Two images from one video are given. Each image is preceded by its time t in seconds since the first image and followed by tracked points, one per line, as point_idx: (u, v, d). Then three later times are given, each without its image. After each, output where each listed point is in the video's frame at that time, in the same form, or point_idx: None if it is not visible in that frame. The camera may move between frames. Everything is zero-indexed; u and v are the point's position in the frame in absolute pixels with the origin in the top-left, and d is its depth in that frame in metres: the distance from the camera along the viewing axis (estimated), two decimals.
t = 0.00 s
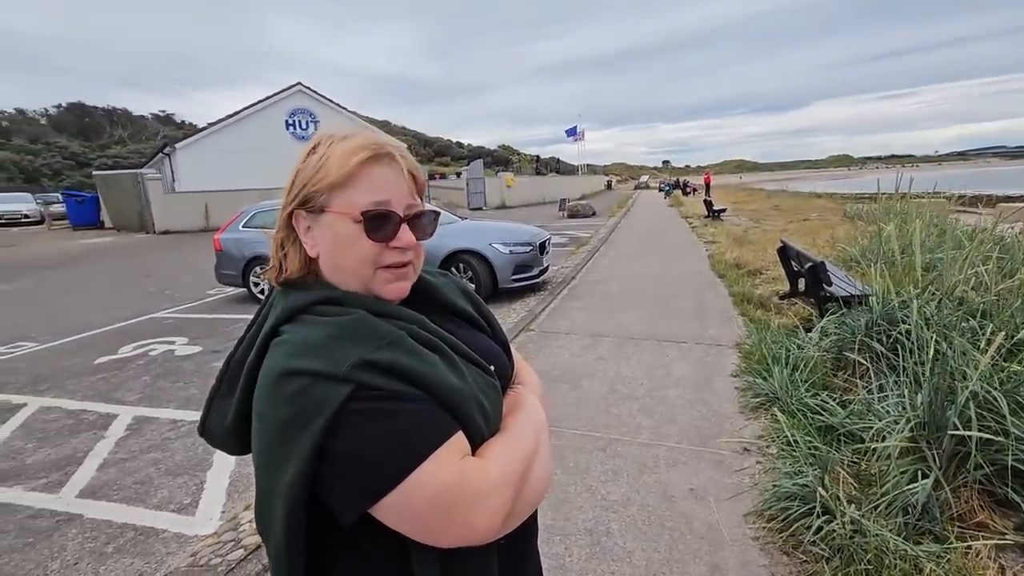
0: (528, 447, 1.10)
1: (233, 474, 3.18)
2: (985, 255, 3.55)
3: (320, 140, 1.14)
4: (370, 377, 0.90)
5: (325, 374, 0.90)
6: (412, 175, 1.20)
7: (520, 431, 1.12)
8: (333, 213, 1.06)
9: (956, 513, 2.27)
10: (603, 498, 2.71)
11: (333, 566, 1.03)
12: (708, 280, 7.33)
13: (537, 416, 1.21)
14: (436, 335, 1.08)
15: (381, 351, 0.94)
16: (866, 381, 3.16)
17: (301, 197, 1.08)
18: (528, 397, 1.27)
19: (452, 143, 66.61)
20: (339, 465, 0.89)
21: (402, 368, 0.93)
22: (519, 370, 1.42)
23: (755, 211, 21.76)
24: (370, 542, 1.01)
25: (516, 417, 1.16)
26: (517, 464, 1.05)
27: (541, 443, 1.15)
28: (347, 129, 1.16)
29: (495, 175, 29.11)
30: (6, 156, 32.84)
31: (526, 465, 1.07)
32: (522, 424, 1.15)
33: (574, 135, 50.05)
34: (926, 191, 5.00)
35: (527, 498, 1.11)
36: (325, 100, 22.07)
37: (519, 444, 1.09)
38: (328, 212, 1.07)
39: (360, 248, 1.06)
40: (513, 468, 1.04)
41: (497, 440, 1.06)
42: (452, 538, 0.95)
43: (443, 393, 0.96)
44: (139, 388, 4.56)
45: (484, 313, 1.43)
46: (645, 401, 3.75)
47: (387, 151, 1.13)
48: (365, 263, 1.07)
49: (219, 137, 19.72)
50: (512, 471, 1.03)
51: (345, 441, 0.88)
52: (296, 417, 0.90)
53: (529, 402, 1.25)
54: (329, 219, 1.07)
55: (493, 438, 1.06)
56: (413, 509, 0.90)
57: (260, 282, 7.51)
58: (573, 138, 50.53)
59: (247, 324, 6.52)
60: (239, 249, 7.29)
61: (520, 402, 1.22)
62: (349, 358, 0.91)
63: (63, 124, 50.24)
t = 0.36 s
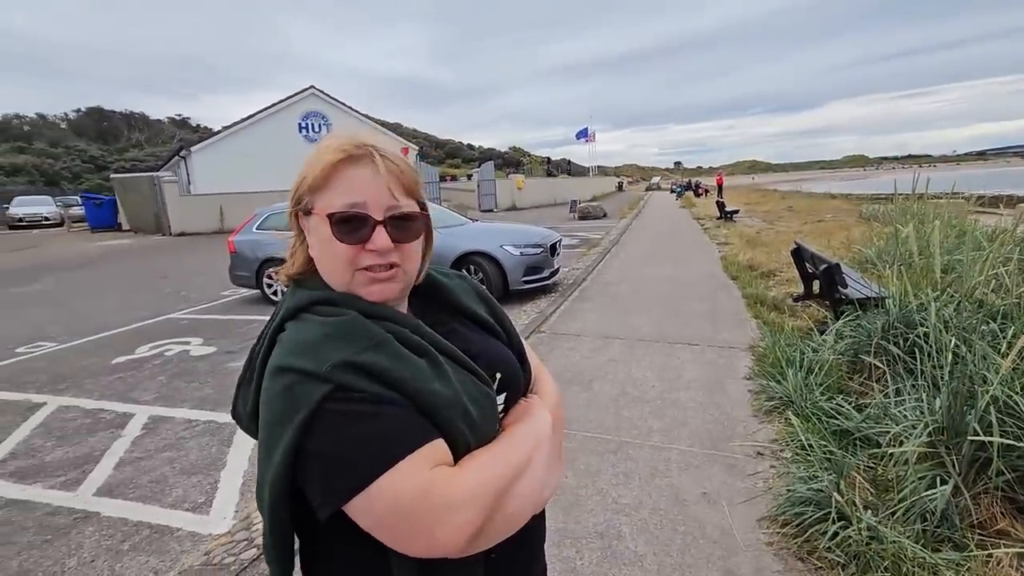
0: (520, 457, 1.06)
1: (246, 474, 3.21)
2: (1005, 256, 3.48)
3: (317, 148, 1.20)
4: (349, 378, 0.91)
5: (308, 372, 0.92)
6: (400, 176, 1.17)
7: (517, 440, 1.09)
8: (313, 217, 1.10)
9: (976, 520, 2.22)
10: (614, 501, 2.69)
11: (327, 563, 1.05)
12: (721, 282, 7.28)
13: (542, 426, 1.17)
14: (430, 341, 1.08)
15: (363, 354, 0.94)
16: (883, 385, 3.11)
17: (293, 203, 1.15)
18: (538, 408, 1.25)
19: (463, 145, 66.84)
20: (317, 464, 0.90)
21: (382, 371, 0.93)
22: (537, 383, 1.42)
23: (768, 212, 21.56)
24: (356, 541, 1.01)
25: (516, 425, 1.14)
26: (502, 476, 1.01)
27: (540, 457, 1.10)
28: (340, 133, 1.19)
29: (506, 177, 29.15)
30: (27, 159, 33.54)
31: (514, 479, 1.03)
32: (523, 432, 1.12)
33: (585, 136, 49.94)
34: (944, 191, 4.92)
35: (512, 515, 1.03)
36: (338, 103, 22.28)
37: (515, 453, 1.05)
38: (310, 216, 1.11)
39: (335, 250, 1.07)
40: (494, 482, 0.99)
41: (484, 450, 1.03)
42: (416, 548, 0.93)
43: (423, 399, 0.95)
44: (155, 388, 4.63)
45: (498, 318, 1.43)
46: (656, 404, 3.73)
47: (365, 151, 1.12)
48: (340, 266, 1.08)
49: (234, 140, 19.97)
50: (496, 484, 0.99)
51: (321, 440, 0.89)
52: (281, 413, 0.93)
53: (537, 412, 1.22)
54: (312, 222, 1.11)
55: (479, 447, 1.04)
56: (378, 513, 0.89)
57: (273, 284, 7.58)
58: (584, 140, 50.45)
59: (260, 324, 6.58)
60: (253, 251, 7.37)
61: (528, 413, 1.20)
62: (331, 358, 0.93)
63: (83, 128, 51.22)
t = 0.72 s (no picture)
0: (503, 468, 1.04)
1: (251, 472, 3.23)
2: (1014, 258, 3.45)
3: (329, 148, 1.17)
4: (330, 376, 0.92)
5: (293, 368, 0.94)
6: (417, 182, 1.18)
7: (503, 448, 1.07)
8: (335, 222, 1.09)
9: (982, 524, 2.20)
10: (618, 502, 2.69)
11: (317, 554, 1.07)
12: (726, 283, 7.25)
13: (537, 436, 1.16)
14: (421, 343, 1.07)
15: (346, 353, 0.94)
16: (889, 387, 3.09)
17: (308, 205, 1.13)
18: (537, 417, 1.24)
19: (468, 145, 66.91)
20: (296, 458, 0.92)
21: (363, 372, 0.93)
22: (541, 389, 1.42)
23: (773, 213, 21.47)
24: (337, 535, 1.02)
25: (508, 433, 1.13)
26: (479, 486, 0.99)
27: (526, 466, 1.08)
28: (355, 135, 1.18)
29: (512, 177, 29.16)
30: (37, 158, 33.86)
31: (493, 489, 1.01)
32: (517, 440, 1.11)
33: (590, 136, 49.85)
34: (952, 192, 4.88)
35: (486, 528, 1.02)
36: (344, 103, 22.36)
37: (503, 461, 1.04)
38: (331, 221, 1.09)
39: (359, 256, 1.08)
40: (470, 491, 0.97)
41: (466, 457, 1.01)
42: (383, 550, 0.94)
43: (403, 402, 0.95)
44: (161, 386, 4.66)
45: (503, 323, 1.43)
46: (661, 405, 3.72)
47: (388, 158, 1.13)
48: (365, 272, 1.09)
49: (241, 140, 20.07)
50: (474, 493, 0.98)
51: (301, 436, 0.91)
52: (268, 406, 0.95)
53: (535, 421, 1.21)
54: (333, 227, 1.09)
55: (460, 453, 1.03)
56: (345, 511, 0.91)
57: (279, 283, 7.62)
58: (589, 139, 50.37)
59: (265, 323, 6.61)
60: (259, 250, 7.40)
61: (525, 421, 1.20)
62: (315, 355, 0.94)
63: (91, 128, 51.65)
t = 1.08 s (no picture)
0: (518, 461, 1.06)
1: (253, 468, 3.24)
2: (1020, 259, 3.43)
3: (331, 144, 1.16)
4: (343, 380, 0.92)
5: (302, 374, 0.93)
6: (421, 182, 1.20)
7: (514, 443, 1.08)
8: (341, 220, 1.08)
9: (986, 526, 2.19)
10: (619, 501, 2.69)
11: (325, 558, 1.06)
12: (729, 283, 7.23)
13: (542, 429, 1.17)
14: (427, 341, 1.07)
15: (357, 355, 0.94)
16: (892, 388, 3.08)
17: (309, 203, 1.11)
18: (536, 410, 1.24)
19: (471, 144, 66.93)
20: (310, 466, 0.91)
21: (377, 374, 0.94)
22: (534, 383, 1.42)
23: (777, 213, 21.36)
24: (352, 542, 1.02)
25: (514, 427, 1.13)
26: (499, 481, 1.01)
27: (537, 460, 1.10)
28: (358, 132, 1.17)
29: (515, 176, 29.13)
30: (42, 155, 33.99)
31: (510, 483, 1.03)
32: (522, 434, 1.12)
33: (593, 135, 49.79)
34: (958, 192, 4.85)
35: (513, 519, 1.03)
36: (348, 101, 22.38)
37: (514, 455, 1.05)
38: (337, 219, 1.09)
39: (368, 255, 1.08)
40: (490, 487, 0.99)
41: (481, 454, 1.02)
42: (412, 552, 0.95)
43: (418, 403, 0.95)
44: (164, 383, 4.68)
45: (496, 317, 1.42)
46: (663, 404, 3.71)
47: (398, 157, 1.13)
48: (372, 270, 1.09)
49: (245, 138, 20.12)
50: (493, 487, 1.00)
51: (316, 443, 0.90)
52: (276, 414, 0.93)
53: (536, 414, 1.22)
54: (338, 226, 1.09)
55: (476, 449, 1.04)
56: (371, 516, 0.91)
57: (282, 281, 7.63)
58: (593, 139, 50.26)
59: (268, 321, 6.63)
60: (262, 247, 7.41)
61: (526, 416, 1.20)
62: (325, 360, 0.93)
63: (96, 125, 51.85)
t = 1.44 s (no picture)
0: (532, 460, 1.08)
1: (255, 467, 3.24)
2: None
3: (339, 143, 1.14)
4: (361, 384, 0.91)
5: (317, 379, 0.92)
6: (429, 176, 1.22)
7: (526, 442, 1.10)
8: (362, 218, 1.07)
9: (990, 532, 2.17)
10: (621, 504, 2.68)
11: (333, 566, 1.05)
12: (731, 286, 7.22)
13: (549, 428, 1.19)
14: (438, 341, 1.07)
15: (373, 358, 0.94)
16: (896, 392, 3.08)
17: (322, 202, 1.08)
18: (540, 407, 1.25)
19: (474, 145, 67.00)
20: (328, 472, 0.90)
21: (395, 376, 0.93)
22: (533, 378, 1.43)
23: (780, 217, 21.35)
24: (369, 544, 1.01)
25: (523, 426, 1.15)
26: (517, 479, 1.03)
27: (547, 456, 1.14)
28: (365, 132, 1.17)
29: (518, 177, 29.14)
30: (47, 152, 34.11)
31: (525, 479, 1.05)
32: (530, 433, 1.13)
33: (596, 138, 49.83)
34: (963, 197, 4.84)
35: (527, 516, 1.08)
36: (352, 101, 22.43)
37: (524, 453, 1.07)
38: (356, 216, 1.07)
39: (390, 253, 1.08)
40: (509, 485, 1.02)
41: (496, 455, 1.04)
42: (437, 555, 0.95)
43: (435, 404, 0.95)
44: (166, 381, 4.68)
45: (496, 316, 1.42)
46: (665, 406, 3.71)
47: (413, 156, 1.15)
48: (394, 267, 1.09)
49: (248, 137, 20.18)
50: (511, 484, 1.02)
51: (334, 448, 0.90)
52: (290, 421, 0.93)
53: (540, 411, 1.23)
54: (357, 225, 1.07)
55: (491, 449, 1.05)
56: (397, 523, 0.90)
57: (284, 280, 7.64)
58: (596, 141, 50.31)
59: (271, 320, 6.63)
60: (265, 247, 7.43)
61: (531, 412, 1.21)
62: (341, 363, 0.93)
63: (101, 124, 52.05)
